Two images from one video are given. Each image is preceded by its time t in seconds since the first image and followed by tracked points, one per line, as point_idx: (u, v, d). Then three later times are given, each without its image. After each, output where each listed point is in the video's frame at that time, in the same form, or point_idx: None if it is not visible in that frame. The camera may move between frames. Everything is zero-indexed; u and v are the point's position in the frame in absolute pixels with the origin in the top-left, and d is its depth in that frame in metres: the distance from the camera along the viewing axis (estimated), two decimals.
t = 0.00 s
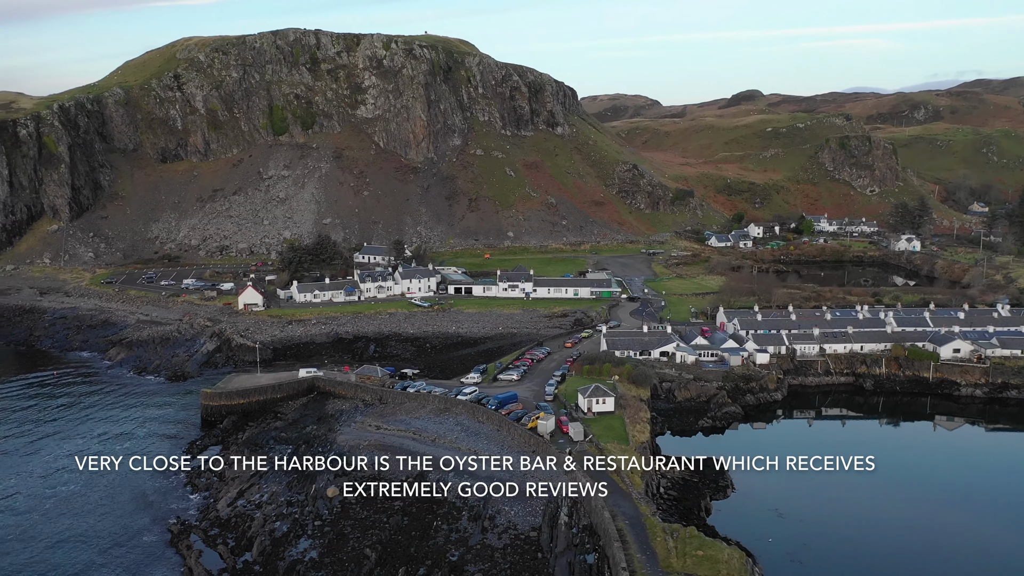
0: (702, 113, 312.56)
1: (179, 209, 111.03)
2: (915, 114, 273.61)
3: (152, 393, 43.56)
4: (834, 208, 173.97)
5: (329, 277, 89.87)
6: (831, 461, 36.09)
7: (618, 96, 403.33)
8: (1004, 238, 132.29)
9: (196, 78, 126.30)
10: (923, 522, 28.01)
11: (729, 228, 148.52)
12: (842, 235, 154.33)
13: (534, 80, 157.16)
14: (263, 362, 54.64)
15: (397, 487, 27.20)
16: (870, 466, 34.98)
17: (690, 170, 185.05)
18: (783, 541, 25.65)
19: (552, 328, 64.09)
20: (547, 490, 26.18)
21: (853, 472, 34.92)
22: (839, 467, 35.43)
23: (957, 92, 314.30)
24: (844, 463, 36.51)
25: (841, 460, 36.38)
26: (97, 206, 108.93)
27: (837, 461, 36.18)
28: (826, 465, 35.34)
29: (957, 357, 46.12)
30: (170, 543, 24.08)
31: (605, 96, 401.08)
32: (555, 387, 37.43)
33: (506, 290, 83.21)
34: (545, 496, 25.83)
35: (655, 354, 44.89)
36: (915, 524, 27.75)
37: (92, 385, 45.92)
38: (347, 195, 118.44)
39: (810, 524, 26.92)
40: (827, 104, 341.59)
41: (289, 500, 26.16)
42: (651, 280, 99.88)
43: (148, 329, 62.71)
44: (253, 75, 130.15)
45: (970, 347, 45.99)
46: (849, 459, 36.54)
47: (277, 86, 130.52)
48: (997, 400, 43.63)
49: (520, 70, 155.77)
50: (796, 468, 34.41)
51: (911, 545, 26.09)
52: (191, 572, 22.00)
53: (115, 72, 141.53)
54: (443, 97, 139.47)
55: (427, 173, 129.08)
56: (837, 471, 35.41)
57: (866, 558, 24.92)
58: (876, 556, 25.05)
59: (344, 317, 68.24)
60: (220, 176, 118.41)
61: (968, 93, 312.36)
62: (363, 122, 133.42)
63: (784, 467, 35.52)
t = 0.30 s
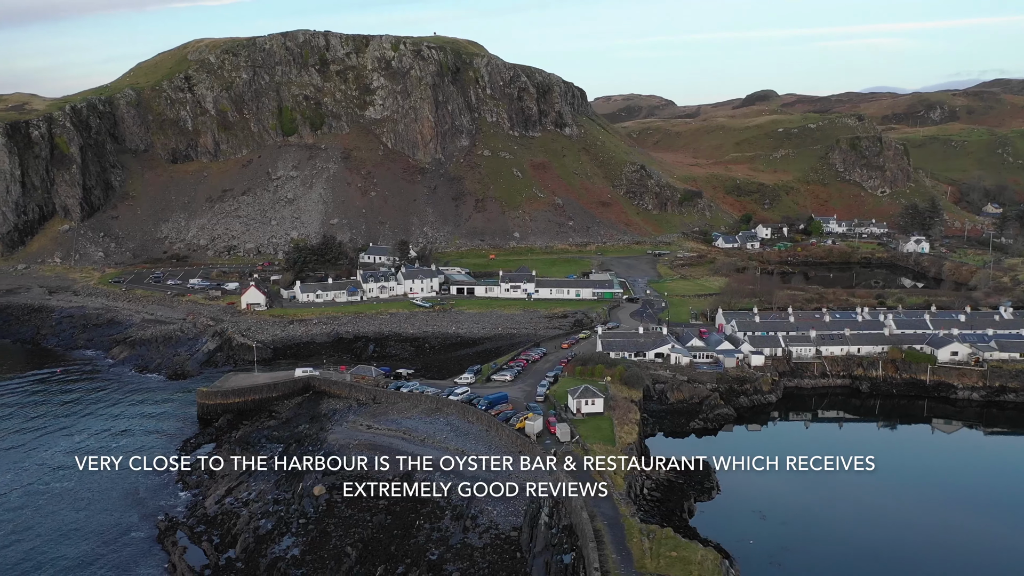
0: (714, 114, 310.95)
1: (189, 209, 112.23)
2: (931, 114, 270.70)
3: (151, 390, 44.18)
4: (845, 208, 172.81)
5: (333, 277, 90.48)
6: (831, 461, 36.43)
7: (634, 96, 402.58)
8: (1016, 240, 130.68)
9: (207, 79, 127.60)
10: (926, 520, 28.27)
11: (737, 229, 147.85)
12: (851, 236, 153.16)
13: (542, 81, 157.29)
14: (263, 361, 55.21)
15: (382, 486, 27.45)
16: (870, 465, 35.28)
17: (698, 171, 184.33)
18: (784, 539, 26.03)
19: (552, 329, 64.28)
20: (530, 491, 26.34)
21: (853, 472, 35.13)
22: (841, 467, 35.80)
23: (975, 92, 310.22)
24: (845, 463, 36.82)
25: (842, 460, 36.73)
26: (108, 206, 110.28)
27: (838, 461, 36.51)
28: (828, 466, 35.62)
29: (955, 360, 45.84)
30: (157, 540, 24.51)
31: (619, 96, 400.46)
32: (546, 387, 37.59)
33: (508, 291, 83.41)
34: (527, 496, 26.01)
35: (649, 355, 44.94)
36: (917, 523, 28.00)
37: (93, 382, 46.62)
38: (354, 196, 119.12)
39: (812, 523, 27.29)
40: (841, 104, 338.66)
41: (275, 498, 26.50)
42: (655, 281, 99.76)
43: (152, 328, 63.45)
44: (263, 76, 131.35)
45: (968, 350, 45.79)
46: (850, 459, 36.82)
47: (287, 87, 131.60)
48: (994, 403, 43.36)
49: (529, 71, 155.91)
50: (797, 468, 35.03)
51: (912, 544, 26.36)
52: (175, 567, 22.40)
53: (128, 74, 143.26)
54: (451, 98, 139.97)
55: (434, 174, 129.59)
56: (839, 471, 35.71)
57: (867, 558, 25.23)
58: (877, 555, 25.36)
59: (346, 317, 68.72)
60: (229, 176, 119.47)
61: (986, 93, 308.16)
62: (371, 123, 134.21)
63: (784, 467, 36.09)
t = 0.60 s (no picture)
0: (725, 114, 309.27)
1: (198, 209, 113.34)
2: (946, 114, 267.69)
3: (150, 388, 44.79)
4: (854, 209, 171.60)
5: (337, 277, 91.04)
6: (832, 461, 36.66)
7: (647, 96, 401.42)
8: None
9: (217, 81, 128.80)
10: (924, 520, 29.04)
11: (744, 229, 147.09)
12: (859, 237, 152.00)
13: (550, 82, 157.30)
14: (263, 360, 55.73)
15: (368, 486, 27.73)
16: (870, 465, 35.47)
17: (707, 172, 183.46)
18: (789, 539, 26.44)
19: (551, 330, 64.40)
20: (513, 492, 26.53)
21: (853, 472, 35.36)
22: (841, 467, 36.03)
23: (993, 92, 306.11)
24: (845, 463, 37.02)
25: (842, 460, 36.87)
26: (118, 206, 111.59)
27: (837, 460, 36.75)
28: (828, 466, 35.92)
29: (951, 363, 45.63)
30: (144, 536, 24.95)
31: (633, 96, 399.27)
32: (538, 388, 37.75)
33: (509, 292, 83.52)
34: (510, 497, 26.20)
35: (644, 356, 44.96)
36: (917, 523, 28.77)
37: (94, 380, 47.27)
38: (361, 196, 119.77)
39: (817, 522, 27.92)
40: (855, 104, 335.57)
41: (261, 496, 26.87)
42: (659, 282, 99.57)
43: (156, 327, 64.19)
44: (272, 78, 132.36)
45: (965, 352, 45.60)
46: (850, 459, 37.00)
47: (296, 88, 132.54)
48: (990, 406, 43.06)
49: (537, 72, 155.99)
50: (797, 468, 35.47)
51: (913, 548, 26.58)
52: (160, 564, 22.81)
53: (140, 75, 144.80)
54: (458, 99, 140.33)
55: (441, 174, 129.99)
56: (839, 470, 35.98)
57: (869, 559, 25.65)
58: (881, 553, 26.07)
59: (347, 317, 69.17)
60: (238, 177, 120.58)
61: (1003, 92, 304.09)
62: (379, 124, 134.93)
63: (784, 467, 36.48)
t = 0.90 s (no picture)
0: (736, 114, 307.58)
1: (207, 210, 114.47)
2: (961, 114, 264.52)
3: (149, 387, 45.39)
4: (864, 211, 170.30)
5: (341, 277, 91.55)
6: (832, 462, 36.70)
7: (661, 97, 400.15)
8: None
9: (227, 82, 130.01)
10: (919, 521, 29.27)
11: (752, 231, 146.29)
12: (869, 239, 150.76)
13: (558, 82, 157.31)
14: (263, 359, 56.24)
15: (354, 485, 28.07)
16: (870, 466, 35.43)
17: (715, 173, 182.66)
18: (787, 543, 26.54)
19: (551, 331, 64.52)
20: (497, 492, 26.73)
21: (853, 472, 35.42)
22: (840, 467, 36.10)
23: (1010, 92, 302.10)
24: (845, 463, 37.03)
25: (843, 461, 36.87)
26: (128, 206, 112.84)
27: (838, 461, 36.79)
28: (828, 466, 36.01)
29: (948, 366, 45.37)
30: (133, 532, 25.43)
31: (647, 96, 397.79)
32: (530, 389, 37.92)
33: (511, 292, 83.65)
34: (493, 497, 26.42)
35: (638, 357, 45.02)
36: (911, 525, 28.97)
37: (95, 379, 47.94)
38: (368, 197, 120.40)
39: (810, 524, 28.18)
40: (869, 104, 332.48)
41: (248, 494, 27.26)
42: (662, 283, 99.42)
43: (159, 326, 64.93)
44: (282, 79, 133.43)
45: (962, 355, 45.22)
46: (850, 459, 37.01)
47: (305, 89, 133.48)
48: (987, 409, 42.76)
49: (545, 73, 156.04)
50: (796, 468, 35.62)
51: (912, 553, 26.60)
52: (145, 560, 23.26)
53: (152, 77, 146.36)
54: (465, 100, 140.70)
55: (448, 175, 130.36)
56: (839, 470, 36.07)
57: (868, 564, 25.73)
58: (875, 556, 26.30)
59: (348, 317, 69.61)
60: (248, 177, 121.67)
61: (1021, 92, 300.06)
62: (387, 125, 135.62)
63: (784, 467, 36.61)
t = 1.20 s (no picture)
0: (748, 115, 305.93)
1: (216, 209, 115.59)
2: (977, 114, 261.25)
3: (150, 385, 46.07)
4: (874, 212, 168.88)
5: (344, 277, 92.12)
6: (832, 462, 36.67)
7: (674, 96, 398.49)
8: None
9: (237, 83, 131.19)
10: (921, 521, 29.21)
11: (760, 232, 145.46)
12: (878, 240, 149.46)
13: (566, 83, 157.32)
14: (263, 359, 56.82)
15: (342, 484, 28.42)
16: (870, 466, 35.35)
17: (724, 173, 181.99)
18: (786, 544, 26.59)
19: (551, 332, 64.65)
20: (481, 491, 26.98)
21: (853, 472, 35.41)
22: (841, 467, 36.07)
23: None
24: (846, 463, 36.99)
25: (842, 460, 36.87)
26: (138, 206, 114.16)
27: (838, 460, 36.80)
28: (828, 466, 35.98)
29: (945, 368, 44.99)
30: (122, 528, 25.93)
31: (660, 96, 396.65)
32: (522, 390, 38.14)
33: (513, 293, 83.83)
34: (477, 497, 26.64)
35: (633, 359, 45.09)
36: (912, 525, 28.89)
37: (97, 376, 48.67)
38: (375, 197, 121.03)
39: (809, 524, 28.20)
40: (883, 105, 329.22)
41: (236, 492, 27.69)
42: (665, 284, 99.22)
43: (163, 325, 65.72)
44: (291, 80, 134.45)
45: (959, 358, 44.83)
46: (850, 459, 36.94)
47: (314, 90, 134.35)
48: (984, 413, 42.47)
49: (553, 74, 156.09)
50: (796, 468, 35.67)
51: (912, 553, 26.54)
52: (132, 555, 23.74)
53: (164, 78, 147.98)
54: (473, 101, 141.07)
55: (455, 175, 130.75)
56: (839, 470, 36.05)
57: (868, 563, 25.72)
58: (875, 556, 26.30)
59: (349, 317, 70.10)
60: (258, 177, 122.79)
61: None
62: (396, 125, 136.27)
63: (784, 468, 36.66)
